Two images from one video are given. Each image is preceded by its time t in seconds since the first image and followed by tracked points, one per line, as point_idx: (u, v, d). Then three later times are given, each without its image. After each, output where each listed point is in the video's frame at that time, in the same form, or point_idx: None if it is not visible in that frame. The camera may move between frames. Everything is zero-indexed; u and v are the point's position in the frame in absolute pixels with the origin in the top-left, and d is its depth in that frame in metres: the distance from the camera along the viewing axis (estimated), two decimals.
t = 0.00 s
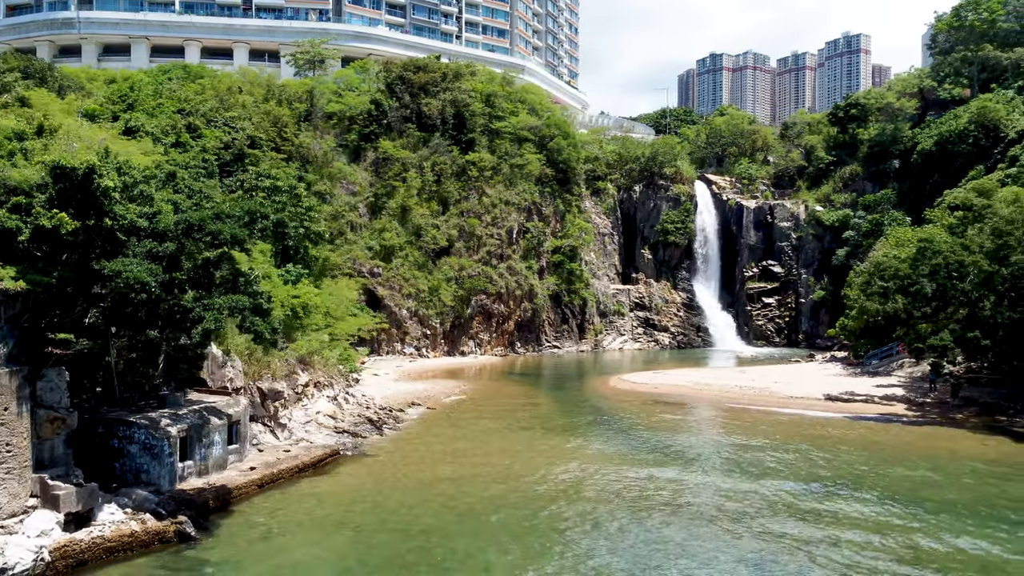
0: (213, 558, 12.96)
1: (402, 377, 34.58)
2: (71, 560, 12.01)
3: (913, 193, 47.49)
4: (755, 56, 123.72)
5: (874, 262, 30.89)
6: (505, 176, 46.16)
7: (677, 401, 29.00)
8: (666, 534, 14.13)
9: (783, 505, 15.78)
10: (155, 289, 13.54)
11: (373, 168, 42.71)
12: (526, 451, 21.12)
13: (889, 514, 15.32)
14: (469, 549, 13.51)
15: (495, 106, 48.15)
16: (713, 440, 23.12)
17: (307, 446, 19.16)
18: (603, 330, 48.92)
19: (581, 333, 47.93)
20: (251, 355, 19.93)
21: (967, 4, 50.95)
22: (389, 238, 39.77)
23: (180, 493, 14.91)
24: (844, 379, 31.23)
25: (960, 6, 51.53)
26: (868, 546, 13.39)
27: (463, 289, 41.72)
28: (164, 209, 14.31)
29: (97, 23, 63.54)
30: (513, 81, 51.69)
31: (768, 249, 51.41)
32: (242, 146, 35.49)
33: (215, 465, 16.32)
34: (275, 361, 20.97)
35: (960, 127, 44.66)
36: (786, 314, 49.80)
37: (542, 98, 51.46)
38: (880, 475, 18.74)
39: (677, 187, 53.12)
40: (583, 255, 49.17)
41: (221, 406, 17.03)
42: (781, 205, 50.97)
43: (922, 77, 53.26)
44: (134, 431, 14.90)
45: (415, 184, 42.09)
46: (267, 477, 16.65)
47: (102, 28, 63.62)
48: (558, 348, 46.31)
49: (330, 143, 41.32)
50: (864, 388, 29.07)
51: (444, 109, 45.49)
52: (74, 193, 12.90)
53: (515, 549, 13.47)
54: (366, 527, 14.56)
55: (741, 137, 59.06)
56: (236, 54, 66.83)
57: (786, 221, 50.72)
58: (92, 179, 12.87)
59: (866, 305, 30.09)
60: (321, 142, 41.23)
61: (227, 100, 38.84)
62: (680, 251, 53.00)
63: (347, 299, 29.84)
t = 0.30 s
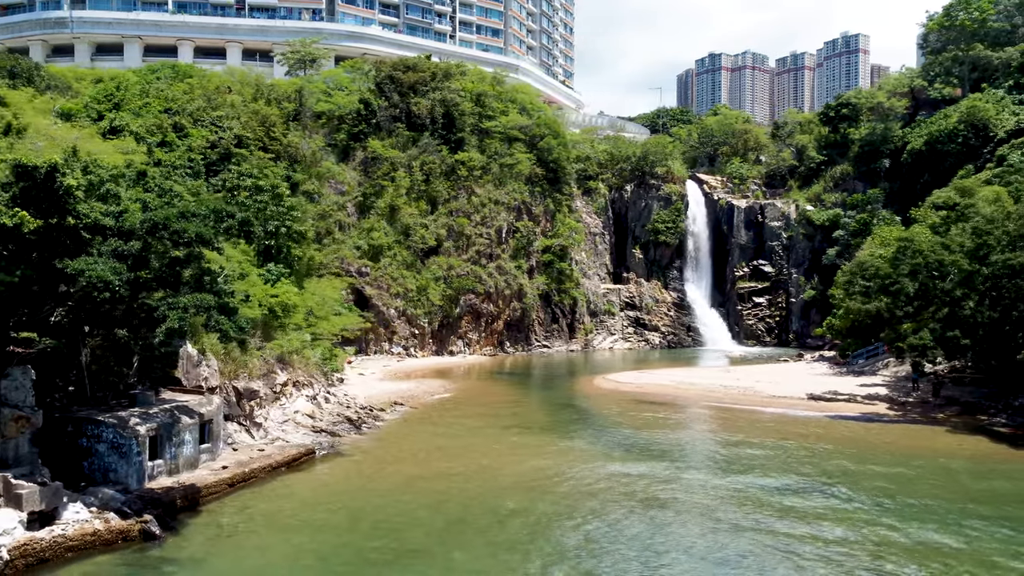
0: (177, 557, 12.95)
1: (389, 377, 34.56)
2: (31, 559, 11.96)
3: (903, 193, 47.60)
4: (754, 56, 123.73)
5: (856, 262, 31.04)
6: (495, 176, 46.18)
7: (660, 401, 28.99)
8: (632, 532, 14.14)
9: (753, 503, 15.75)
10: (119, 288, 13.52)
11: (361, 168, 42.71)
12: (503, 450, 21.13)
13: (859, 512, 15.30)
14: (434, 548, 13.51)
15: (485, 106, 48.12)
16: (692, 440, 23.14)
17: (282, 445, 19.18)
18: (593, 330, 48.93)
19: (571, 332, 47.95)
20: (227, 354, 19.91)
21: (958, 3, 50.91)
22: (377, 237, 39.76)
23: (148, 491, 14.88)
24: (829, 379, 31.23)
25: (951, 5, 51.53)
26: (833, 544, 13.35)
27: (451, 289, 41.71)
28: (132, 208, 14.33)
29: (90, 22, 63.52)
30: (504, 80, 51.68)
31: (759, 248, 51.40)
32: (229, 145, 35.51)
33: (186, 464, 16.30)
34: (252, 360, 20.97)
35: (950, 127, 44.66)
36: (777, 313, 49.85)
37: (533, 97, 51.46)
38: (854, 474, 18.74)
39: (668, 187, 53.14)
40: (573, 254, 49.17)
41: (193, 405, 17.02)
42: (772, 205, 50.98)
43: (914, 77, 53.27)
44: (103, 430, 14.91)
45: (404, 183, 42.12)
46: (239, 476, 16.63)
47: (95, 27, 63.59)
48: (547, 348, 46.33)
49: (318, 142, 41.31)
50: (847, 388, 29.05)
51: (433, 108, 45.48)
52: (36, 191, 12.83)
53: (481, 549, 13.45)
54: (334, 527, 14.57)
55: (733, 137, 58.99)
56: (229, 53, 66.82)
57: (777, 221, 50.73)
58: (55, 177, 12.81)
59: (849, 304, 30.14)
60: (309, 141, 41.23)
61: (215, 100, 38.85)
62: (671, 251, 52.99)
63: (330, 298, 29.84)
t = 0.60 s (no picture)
0: (140, 555, 12.96)
1: (375, 376, 34.56)
2: None
3: (893, 192, 47.74)
4: (752, 56, 123.82)
5: (840, 262, 31.08)
6: (484, 176, 46.20)
7: (644, 401, 28.96)
8: (597, 531, 14.13)
9: (723, 502, 15.76)
10: (83, 286, 13.52)
11: (350, 167, 42.69)
12: (480, 448, 21.13)
13: (827, 511, 15.29)
14: (398, 546, 13.52)
15: (475, 106, 48.09)
16: (671, 438, 23.15)
17: (257, 445, 19.18)
18: (583, 330, 48.96)
19: (561, 332, 47.98)
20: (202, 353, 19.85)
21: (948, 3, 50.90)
22: (365, 237, 39.74)
23: (115, 491, 14.87)
24: (814, 378, 31.23)
25: (941, 5, 51.62)
26: (798, 543, 13.33)
27: (440, 288, 41.67)
28: (99, 207, 14.34)
29: (83, 22, 63.50)
30: (495, 80, 51.67)
31: (749, 248, 51.37)
32: (216, 145, 35.46)
33: (156, 464, 16.28)
34: (229, 360, 20.92)
35: (940, 126, 44.74)
36: (767, 313, 49.76)
37: (523, 97, 51.45)
38: (827, 472, 18.75)
39: (659, 187, 53.14)
40: (564, 254, 49.19)
41: (165, 405, 17.02)
42: (762, 204, 50.92)
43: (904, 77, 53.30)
44: (70, 429, 14.92)
45: (393, 182, 42.12)
46: (210, 475, 16.64)
47: (87, 27, 63.57)
48: (537, 348, 46.36)
49: (306, 142, 41.28)
50: (830, 387, 29.06)
51: (422, 108, 45.49)
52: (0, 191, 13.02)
53: (445, 547, 13.46)
54: (300, 525, 14.58)
55: (725, 137, 58.91)
56: (222, 53, 66.83)
57: (768, 221, 50.70)
58: (17, 177, 12.98)
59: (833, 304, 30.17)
60: (298, 140, 41.21)
61: (203, 100, 38.85)
62: (662, 251, 52.96)
63: (313, 297, 29.84)
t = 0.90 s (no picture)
0: (102, 555, 12.95)
1: (361, 376, 34.55)
2: None
3: (882, 192, 47.76)
4: (751, 56, 124.03)
5: (824, 262, 31.09)
6: (474, 175, 46.20)
7: (627, 400, 28.94)
8: (562, 531, 14.11)
9: (693, 503, 15.75)
10: (46, 285, 13.53)
11: (339, 167, 42.67)
12: (456, 448, 21.11)
13: (794, 512, 15.28)
14: (362, 545, 13.50)
15: (465, 105, 48.08)
16: (650, 438, 23.15)
17: (231, 445, 19.18)
18: (573, 329, 48.96)
19: (551, 332, 47.99)
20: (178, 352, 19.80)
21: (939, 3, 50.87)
22: (353, 237, 39.71)
23: (83, 490, 14.86)
24: (798, 378, 31.21)
25: (931, 5, 51.63)
26: (761, 547, 13.32)
27: (428, 288, 41.60)
28: (66, 206, 14.31)
29: (76, 22, 63.44)
30: (486, 79, 51.66)
31: (740, 248, 51.35)
32: (202, 144, 35.40)
33: (126, 463, 16.27)
34: (206, 360, 20.89)
35: (929, 126, 44.75)
36: (758, 313, 49.66)
37: (514, 96, 51.46)
38: (801, 472, 18.74)
39: (649, 187, 53.15)
40: (554, 254, 49.19)
41: (137, 404, 17.01)
42: (753, 204, 50.86)
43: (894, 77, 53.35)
44: (38, 429, 14.88)
45: (381, 182, 42.12)
46: (181, 475, 16.64)
47: (80, 27, 63.53)
48: (526, 347, 46.37)
49: (295, 141, 41.28)
50: (814, 387, 29.04)
51: (411, 107, 45.50)
52: None
53: (409, 547, 13.44)
54: (267, 525, 14.57)
55: (716, 137, 58.85)
56: (214, 53, 66.81)
57: (758, 220, 50.63)
58: None
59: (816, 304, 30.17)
60: (286, 140, 41.21)
61: (190, 99, 38.84)
62: (653, 250, 52.93)
63: (297, 297, 29.82)
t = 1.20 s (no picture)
0: (65, 553, 12.94)
1: (347, 376, 34.53)
2: None
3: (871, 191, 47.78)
4: (750, 56, 124.24)
5: (808, 262, 31.13)
6: (464, 175, 46.22)
7: (610, 401, 28.91)
8: (529, 532, 14.12)
9: (662, 504, 15.73)
10: (10, 285, 13.49)
11: (327, 167, 42.65)
12: (433, 447, 21.13)
13: (763, 512, 15.30)
14: (326, 544, 13.50)
15: (455, 105, 48.06)
16: (627, 437, 23.17)
17: (206, 444, 19.19)
18: (563, 329, 48.95)
19: (541, 332, 47.98)
20: (156, 352, 19.81)
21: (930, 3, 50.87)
22: (341, 237, 39.70)
23: (51, 489, 14.85)
24: (783, 378, 31.23)
25: (922, 5, 51.67)
26: (725, 548, 13.30)
27: (417, 288, 41.55)
28: (33, 205, 14.29)
29: (68, 21, 63.38)
30: (477, 79, 51.67)
31: (731, 248, 51.37)
32: (189, 144, 35.34)
33: (96, 463, 16.25)
34: (184, 360, 20.88)
35: (919, 126, 44.72)
36: (748, 312, 49.68)
37: (505, 96, 51.47)
38: (776, 472, 18.73)
39: (641, 187, 53.17)
40: (544, 253, 49.20)
41: (109, 404, 16.99)
42: (744, 203, 50.95)
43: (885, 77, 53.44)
44: (5, 429, 14.83)
45: (370, 182, 42.14)
46: (152, 474, 16.61)
47: (73, 27, 63.47)
48: (516, 347, 46.38)
49: (283, 141, 41.28)
50: (797, 387, 29.02)
51: (401, 107, 45.52)
52: None
53: (373, 546, 13.43)
54: (233, 524, 14.58)
55: (707, 137, 58.83)
56: (207, 52, 66.77)
57: (749, 220, 50.73)
58: None
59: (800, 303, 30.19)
60: (274, 139, 41.19)
61: (178, 99, 38.83)
62: (644, 250, 52.95)
63: (280, 296, 29.79)
